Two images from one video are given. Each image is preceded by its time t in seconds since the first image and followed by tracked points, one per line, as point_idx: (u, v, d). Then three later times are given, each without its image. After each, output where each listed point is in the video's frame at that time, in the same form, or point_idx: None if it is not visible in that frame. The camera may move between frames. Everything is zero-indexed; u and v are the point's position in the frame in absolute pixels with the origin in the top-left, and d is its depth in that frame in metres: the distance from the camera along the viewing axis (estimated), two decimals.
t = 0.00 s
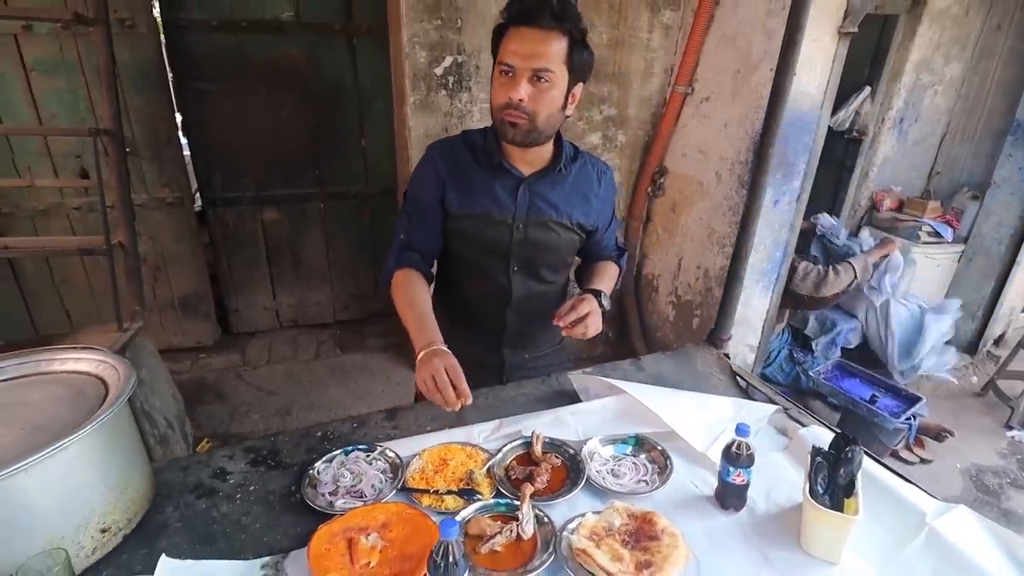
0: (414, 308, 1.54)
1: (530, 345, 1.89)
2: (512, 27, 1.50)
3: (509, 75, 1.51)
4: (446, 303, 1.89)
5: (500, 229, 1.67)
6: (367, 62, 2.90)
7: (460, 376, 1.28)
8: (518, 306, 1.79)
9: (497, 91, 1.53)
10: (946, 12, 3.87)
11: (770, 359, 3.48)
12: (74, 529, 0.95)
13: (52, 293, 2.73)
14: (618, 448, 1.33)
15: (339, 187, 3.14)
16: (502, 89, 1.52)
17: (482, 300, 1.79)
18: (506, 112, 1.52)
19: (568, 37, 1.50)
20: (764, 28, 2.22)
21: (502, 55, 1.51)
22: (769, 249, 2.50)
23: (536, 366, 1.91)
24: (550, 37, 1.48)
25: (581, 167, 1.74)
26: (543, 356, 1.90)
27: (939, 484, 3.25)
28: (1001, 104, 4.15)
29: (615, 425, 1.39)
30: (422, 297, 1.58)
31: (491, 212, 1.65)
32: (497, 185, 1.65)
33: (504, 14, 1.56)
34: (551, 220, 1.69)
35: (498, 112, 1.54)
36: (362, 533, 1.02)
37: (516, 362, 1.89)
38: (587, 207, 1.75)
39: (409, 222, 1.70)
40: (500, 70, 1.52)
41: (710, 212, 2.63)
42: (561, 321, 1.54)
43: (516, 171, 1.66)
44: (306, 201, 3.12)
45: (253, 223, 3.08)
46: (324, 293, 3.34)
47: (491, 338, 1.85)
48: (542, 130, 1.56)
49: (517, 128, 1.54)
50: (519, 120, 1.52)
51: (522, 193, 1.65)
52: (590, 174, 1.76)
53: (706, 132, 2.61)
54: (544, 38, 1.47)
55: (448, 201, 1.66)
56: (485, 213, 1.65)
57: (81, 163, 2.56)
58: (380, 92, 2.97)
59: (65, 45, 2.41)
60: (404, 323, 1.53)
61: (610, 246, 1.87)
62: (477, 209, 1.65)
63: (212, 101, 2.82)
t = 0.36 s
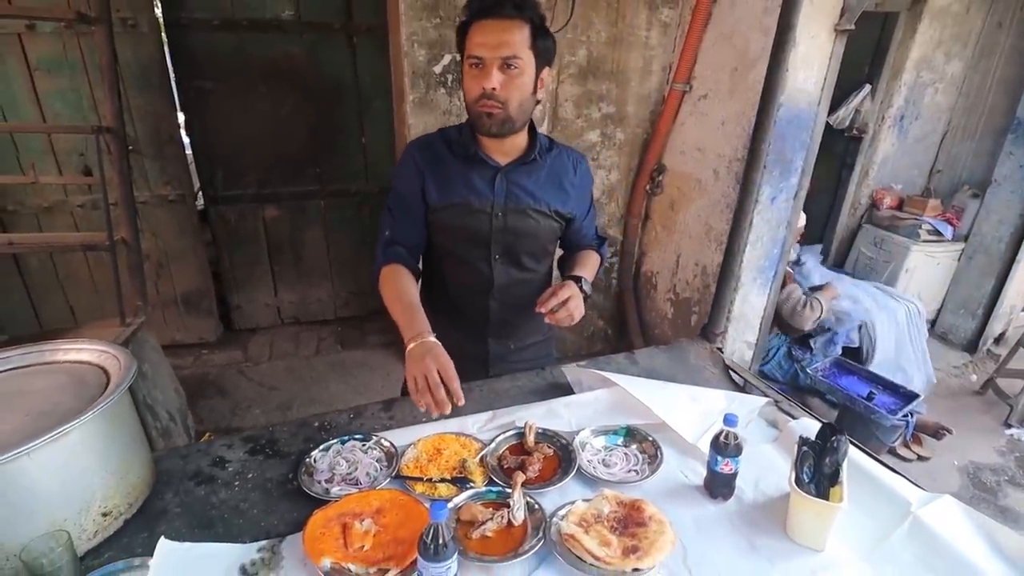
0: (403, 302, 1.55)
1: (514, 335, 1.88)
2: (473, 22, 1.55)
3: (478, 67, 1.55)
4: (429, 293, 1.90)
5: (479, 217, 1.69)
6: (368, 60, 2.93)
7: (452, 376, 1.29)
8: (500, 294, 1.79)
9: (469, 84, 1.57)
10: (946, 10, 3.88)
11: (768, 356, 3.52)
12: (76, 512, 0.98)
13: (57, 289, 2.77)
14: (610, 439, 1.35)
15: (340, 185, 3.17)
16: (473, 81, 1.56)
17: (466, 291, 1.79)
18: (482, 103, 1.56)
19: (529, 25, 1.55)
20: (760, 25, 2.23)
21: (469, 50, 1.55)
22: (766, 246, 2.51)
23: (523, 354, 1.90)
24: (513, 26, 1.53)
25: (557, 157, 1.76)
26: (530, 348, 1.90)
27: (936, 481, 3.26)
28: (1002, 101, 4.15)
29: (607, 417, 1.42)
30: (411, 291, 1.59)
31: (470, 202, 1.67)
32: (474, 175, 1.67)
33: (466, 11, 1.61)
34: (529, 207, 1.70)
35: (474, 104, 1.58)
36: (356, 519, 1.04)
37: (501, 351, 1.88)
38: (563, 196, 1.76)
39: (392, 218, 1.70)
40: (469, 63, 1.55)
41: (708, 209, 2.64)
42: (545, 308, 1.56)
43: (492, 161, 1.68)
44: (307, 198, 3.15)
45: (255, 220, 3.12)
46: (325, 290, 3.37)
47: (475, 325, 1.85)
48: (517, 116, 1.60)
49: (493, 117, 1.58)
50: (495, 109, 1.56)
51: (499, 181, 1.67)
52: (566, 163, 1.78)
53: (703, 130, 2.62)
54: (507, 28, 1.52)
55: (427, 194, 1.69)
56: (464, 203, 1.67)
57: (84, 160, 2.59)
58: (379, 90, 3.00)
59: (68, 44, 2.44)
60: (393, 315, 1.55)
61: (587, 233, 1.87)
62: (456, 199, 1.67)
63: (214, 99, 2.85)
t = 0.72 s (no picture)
0: (386, 300, 1.56)
1: (488, 327, 1.86)
2: (425, 17, 1.55)
3: (433, 61, 1.56)
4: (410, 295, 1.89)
5: (447, 210, 1.69)
6: (377, 62, 2.96)
7: (445, 365, 1.31)
8: (471, 285, 1.78)
9: (426, 79, 1.58)
10: (956, 8, 3.86)
11: (775, 356, 3.39)
12: (95, 502, 1.01)
13: (72, 288, 2.81)
14: (616, 435, 1.36)
15: (350, 185, 3.20)
16: (428, 76, 1.57)
17: (439, 286, 1.78)
18: (439, 96, 1.57)
19: (481, 18, 1.55)
20: (767, 25, 2.24)
21: (423, 45, 1.56)
22: (774, 246, 2.52)
23: (502, 348, 1.89)
24: (464, 20, 1.53)
25: (521, 149, 1.76)
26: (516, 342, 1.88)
27: (945, 482, 3.25)
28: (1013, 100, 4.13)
29: (614, 413, 1.43)
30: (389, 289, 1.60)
31: (436, 196, 1.68)
32: (439, 169, 1.68)
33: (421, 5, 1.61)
34: (496, 199, 1.72)
35: (431, 99, 1.59)
36: (366, 510, 1.07)
37: (475, 344, 1.86)
38: (530, 186, 1.76)
39: (363, 216, 1.70)
40: (425, 58, 1.57)
41: (715, 208, 2.65)
42: (484, 288, 1.53)
43: (455, 154, 1.69)
44: (316, 199, 3.19)
45: (265, 220, 3.15)
46: (334, 290, 3.39)
47: (449, 317, 1.83)
48: (476, 107, 1.61)
49: (451, 109, 1.59)
50: (452, 101, 1.57)
51: (463, 173, 1.68)
52: (531, 154, 1.78)
53: (710, 129, 2.63)
54: (458, 21, 1.52)
55: (394, 189, 1.69)
56: (430, 197, 1.68)
57: (100, 161, 2.64)
58: (389, 92, 3.03)
59: (84, 47, 2.49)
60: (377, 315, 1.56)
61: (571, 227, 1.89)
62: (422, 194, 1.68)
63: (227, 101, 2.89)
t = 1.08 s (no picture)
0: (373, 306, 1.54)
1: (474, 329, 1.87)
2: (422, 29, 1.60)
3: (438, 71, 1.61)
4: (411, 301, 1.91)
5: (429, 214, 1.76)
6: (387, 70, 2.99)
7: (444, 365, 1.33)
8: (456, 289, 1.81)
9: (431, 89, 1.62)
10: (962, 16, 3.87)
11: (782, 363, 3.39)
12: (111, 503, 1.03)
13: (84, 293, 2.85)
14: (623, 440, 1.37)
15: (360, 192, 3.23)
16: (436, 86, 1.61)
17: (426, 291, 1.80)
18: (450, 105, 1.63)
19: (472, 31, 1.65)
20: (774, 33, 2.26)
21: (425, 56, 1.60)
22: (781, 252, 2.53)
23: (485, 349, 1.89)
24: (461, 32, 1.61)
25: (494, 148, 1.85)
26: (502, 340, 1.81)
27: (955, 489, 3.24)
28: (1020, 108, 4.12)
29: (621, 418, 1.44)
30: (372, 296, 1.57)
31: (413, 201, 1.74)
32: (417, 175, 1.76)
33: (400, 15, 1.65)
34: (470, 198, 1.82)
35: (438, 108, 1.64)
36: (376, 513, 1.08)
37: (462, 345, 1.87)
38: (503, 183, 1.84)
39: (346, 227, 1.71)
40: (429, 69, 1.61)
41: (722, 215, 2.66)
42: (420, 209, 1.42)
43: (432, 159, 1.78)
44: (326, 205, 3.22)
45: (275, 226, 3.18)
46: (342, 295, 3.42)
47: (459, 321, 1.85)
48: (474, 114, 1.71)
49: (460, 116, 1.66)
50: (462, 108, 1.65)
51: (441, 176, 1.77)
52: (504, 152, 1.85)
53: (717, 136, 2.64)
54: (459, 34, 1.60)
55: (374, 196, 1.74)
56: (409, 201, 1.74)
57: (113, 168, 2.67)
58: (398, 99, 3.05)
59: (100, 56, 2.53)
60: (364, 320, 1.54)
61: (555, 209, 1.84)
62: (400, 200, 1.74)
63: (238, 108, 2.92)
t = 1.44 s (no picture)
0: (366, 317, 1.50)
1: (472, 334, 1.86)
2: (435, 37, 1.58)
3: (455, 80, 1.60)
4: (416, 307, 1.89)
5: (421, 221, 1.73)
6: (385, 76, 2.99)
7: (441, 374, 1.31)
8: (449, 295, 1.79)
9: (448, 97, 1.60)
10: (956, 26, 3.90)
11: (779, 369, 3.39)
12: (107, 511, 1.02)
13: (79, 297, 2.83)
14: (622, 447, 1.37)
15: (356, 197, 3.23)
16: (454, 94, 1.60)
17: (417, 296, 1.78)
18: (467, 113, 1.62)
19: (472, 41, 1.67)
20: (771, 42, 2.28)
21: (442, 64, 1.58)
22: (777, 259, 2.53)
23: (481, 354, 1.89)
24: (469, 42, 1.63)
25: (477, 152, 1.85)
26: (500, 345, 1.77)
27: (950, 496, 3.24)
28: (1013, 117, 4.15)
29: (620, 425, 1.44)
30: (363, 306, 1.54)
31: (405, 209, 1.72)
32: (409, 183, 1.72)
33: (396, 22, 1.62)
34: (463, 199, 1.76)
35: (455, 116, 1.62)
36: (375, 521, 1.07)
37: (458, 351, 1.87)
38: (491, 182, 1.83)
39: (332, 238, 1.65)
40: (447, 77, 1.58)
41: (719, 222, 2.67)
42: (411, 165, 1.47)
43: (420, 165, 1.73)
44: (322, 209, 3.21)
45: (272, 231, 3.17)
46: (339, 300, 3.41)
47: (458, 328, 1.84)
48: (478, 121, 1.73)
49: (474, 125, 1.66)
50: (476, 117, 1.65)
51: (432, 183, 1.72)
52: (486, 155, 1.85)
53: (714, 144, 2.66)
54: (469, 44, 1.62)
55: (360, 205, 1.69)
56: (400, 209, 1.71)
57: (109, 172, 2.66)
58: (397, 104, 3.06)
59: (97, 60, 2.52)
60: (355, 330, 1.50)
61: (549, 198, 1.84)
62: (391, 208, 1.71)
63: (236, 112, 2.92)
